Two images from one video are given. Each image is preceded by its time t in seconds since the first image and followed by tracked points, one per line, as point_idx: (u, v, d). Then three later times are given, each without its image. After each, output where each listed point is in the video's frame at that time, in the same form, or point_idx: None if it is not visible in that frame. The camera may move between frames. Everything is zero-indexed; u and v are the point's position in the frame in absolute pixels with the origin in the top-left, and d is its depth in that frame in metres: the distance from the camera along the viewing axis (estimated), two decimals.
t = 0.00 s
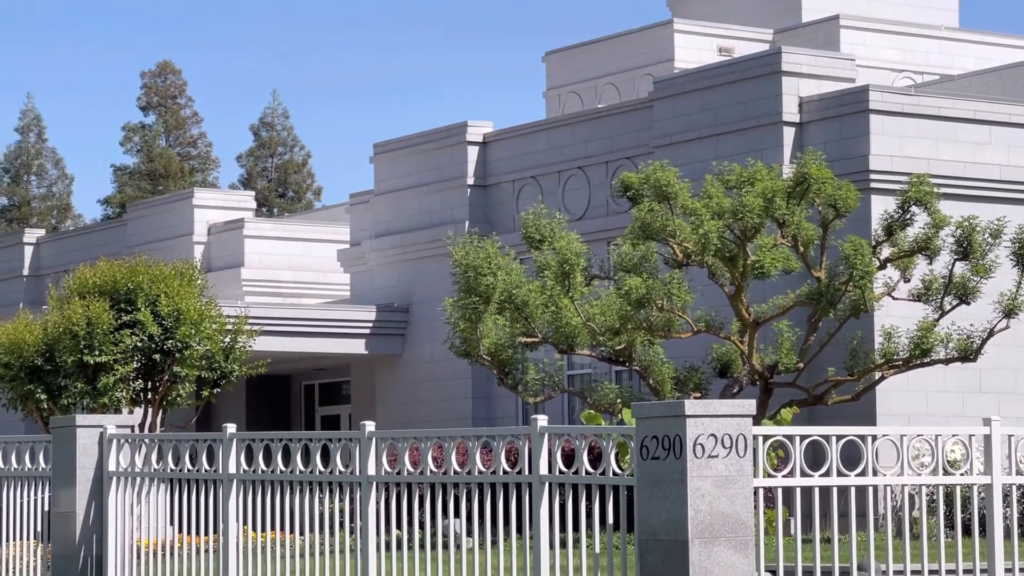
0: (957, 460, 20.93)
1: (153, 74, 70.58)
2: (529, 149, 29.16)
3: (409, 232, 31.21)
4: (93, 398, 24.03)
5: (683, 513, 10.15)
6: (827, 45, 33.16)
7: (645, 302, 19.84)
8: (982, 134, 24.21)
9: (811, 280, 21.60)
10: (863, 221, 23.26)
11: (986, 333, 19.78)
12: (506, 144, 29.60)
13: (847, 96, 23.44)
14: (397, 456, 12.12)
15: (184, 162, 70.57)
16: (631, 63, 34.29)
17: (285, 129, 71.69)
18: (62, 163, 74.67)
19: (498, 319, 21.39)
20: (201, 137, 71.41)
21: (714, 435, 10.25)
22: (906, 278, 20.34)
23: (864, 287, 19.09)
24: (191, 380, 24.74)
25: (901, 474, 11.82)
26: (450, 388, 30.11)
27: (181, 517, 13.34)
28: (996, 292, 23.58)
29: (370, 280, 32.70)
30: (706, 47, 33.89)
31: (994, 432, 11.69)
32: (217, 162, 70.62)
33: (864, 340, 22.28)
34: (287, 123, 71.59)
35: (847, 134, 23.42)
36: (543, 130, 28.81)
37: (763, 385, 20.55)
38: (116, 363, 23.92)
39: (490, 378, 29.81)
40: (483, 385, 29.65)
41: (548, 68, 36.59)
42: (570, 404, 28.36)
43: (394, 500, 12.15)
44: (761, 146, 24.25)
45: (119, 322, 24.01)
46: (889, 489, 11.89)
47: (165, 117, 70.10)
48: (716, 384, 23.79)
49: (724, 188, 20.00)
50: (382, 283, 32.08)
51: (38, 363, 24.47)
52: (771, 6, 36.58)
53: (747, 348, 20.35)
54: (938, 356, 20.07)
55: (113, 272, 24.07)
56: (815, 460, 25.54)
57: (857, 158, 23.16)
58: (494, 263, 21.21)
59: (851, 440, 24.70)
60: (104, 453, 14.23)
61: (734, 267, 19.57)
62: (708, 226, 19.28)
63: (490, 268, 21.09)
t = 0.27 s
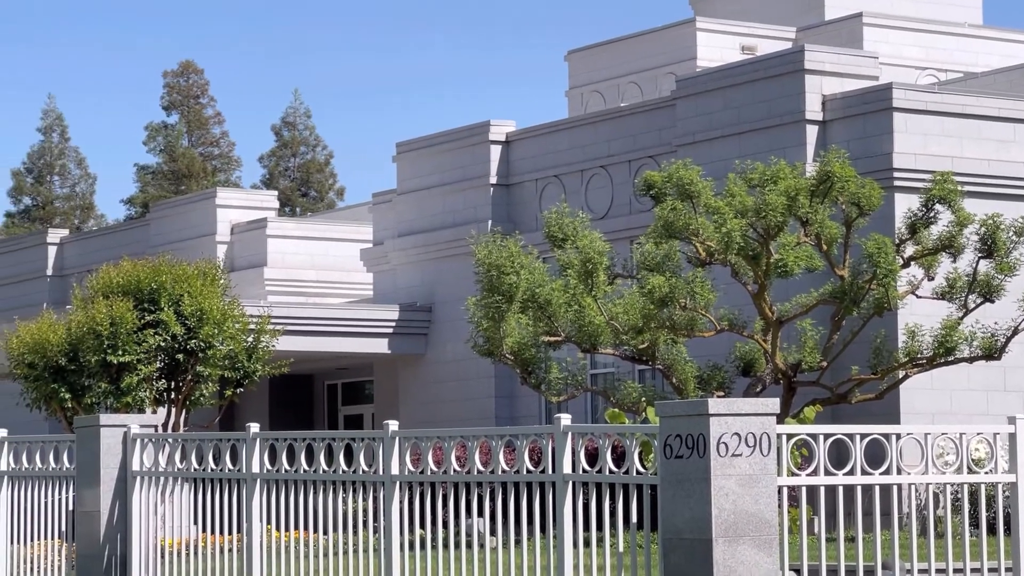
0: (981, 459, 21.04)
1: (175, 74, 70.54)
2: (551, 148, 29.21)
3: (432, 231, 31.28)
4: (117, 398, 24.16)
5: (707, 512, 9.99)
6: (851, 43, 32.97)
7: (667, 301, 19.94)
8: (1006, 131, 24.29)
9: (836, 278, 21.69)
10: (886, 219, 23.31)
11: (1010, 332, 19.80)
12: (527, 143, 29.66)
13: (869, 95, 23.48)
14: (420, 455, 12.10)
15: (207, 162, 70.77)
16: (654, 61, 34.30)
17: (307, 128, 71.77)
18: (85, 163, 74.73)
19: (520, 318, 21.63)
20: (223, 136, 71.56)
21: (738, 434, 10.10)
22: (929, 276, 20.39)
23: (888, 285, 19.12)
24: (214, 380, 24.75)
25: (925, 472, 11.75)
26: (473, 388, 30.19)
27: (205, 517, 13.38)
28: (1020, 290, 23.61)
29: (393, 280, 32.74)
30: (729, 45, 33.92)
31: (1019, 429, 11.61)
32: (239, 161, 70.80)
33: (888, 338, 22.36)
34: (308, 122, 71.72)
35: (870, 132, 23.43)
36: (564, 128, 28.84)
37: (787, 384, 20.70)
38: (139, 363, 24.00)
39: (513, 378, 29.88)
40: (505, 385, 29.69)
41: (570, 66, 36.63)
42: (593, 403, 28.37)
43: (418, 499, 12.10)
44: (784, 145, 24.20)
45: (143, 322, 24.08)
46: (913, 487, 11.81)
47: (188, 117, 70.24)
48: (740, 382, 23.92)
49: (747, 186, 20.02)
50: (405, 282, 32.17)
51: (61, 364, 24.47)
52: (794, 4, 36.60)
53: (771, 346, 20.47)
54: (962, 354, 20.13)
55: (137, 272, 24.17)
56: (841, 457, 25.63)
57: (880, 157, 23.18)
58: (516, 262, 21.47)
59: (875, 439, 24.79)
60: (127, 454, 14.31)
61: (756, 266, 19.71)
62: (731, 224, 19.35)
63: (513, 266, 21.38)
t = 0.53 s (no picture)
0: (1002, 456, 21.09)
1: (195, 73, 70.60)
2: (571, 147, 29.22)
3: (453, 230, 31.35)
4: (139, 397, 24.08)
5: (728, 510, 9.94)
6: (871, 40, 33.00)
7: (689, 298, 20.06)
8: None
9: (856, 277, 21.70)
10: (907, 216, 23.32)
11: None
12: (547, 141, 29.72)
13: (888, 92, 23.49)
14: (442, 454, 12.09)
15: (227, 162, 70.89)
16: (674, 60, 34.33)
17: (327, 127, 71.83)
18: (106, 161, 74.80)
19: (541, 316, 21.56)
20: (243, 135, 71.65)
21: (759, 432, 10.03)
22: (950, 274, 20.42)
23: (909, 282, 19.03)
24: (235, 380, 24.76)
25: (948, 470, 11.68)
26: (493, 387, 30.23)
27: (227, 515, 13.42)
28: None
29: (413, 278, 32.78)
30: (749, 43, 33.93)
31: None
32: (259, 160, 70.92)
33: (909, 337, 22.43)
34: (328, 121, 71.79)
35: (892, 129, 23.45)
36: (585, 127, 28.88)
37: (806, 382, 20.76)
38: (160, 361, 24.00)
39: (534, 376, 29.79)
40: (526, 383, 29.68)
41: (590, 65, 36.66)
42: (615, 401, 28.29)
43: (440, 498, 12.08)
44: (805, 143, 24.20)
45: (164, 321, 24.13)
46: (936, 485, 11.73)
47: (208, 116, 70.35)
48: (762, 383, 23.89)
49: (768, 184, 20.07)
50: (426, 281, 32.22)
51: (84, 363, 24.58)
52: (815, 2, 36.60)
53: (792, 345, 20.43)
54: (983, 352, 20.12)
55: (158, 271, 24.25)
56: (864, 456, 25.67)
57: (902, 154, 23.19)
58: (537, 261, 21.32)
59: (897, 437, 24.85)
60: (149, 452, 14.37)
61: (778, 263, 19.78)
62: (752, 222, 19.37)
63: (534, 265, 21.23)
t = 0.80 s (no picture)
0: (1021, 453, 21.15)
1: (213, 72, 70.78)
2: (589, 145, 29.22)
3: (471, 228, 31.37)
4: (157, 396, 24.19)
5: (748, 508, 9.92)
6: (889, 38, 32.95)
7: (706, 297, 20.02)
8: None
9: (875, 273, 21.74)
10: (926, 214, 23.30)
11: None
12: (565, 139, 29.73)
13: (907, 90, 23.46)
14: (460, 452, 12.08)
15: (245, 161, 70.96)
16: (692, 58, 34.31)
17: (345, 126, 71.87)
18: (125, 161, 74.90)
19: (560, 315, 21.66)
20: (261, 135, 71.72)
21: (778, 430, 10.00)
22: (969, 272, 20.40)
23: (928, 280, 19.01)
24: (254, 378, 24.80)
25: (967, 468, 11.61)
26: (512, 385, 30.24)
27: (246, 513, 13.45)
28: None
29: (432, 277, 32.81)
30: (767, 41, 33.89)
31: None
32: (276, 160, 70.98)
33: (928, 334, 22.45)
34: (345, 120, 71.82)
35: (911, 126, 23.41)
36: (602, 125, 28.89)
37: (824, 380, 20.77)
38: (179, 361, 24.08)
39: (552, 374, 29.86)
40: (544, 381, 29.69)
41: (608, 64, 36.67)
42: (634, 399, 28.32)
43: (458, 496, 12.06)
44: (824, 140, 24.15)
45: (182, 320, 24.16)
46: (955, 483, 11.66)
47: (226, 116, 70.44)
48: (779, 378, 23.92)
49: (786, 182, 20.06)
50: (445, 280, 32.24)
51: (103, 361, 24.57)
52: None
53: (811, 342, 20.40)
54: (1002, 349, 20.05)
55: (177, 270, 24.30)
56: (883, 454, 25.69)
57: (921, 152, 23.17)
58: (554, 259, 21.48)
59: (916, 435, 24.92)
60: (168, 450, 14.41)
61: (796, 261, 19.73)
62: (770, 220, 19.31)
63: (552, 264, 21.39)
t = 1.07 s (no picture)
0: None
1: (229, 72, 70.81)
2: (604, 144, 29.21)
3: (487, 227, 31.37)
4: (173, 395, 24.26)
5: (765, 507, 9.88)
6: (905, 35, 32.90)
7: (724, 294, 19.94)
8: None
9: (893, 271, 21.77)
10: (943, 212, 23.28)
11: None
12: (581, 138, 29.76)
13: (924, 88, 23.44)
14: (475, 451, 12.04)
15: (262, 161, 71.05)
16: (708, 56, 34.30)
17: (360, 125, 71.93)
18: (141, 161, 75.03)
19: (577, 314, 21.72)
20: (277, 135, 71.81)
21: (795, 429, 9.97)
22: (986, 270, 20.41)
23: (945, 279, 19.06)
24: (270, 377, 24.83)
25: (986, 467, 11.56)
26: (528, 384, 30.22)
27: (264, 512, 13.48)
28: None
29: (449, 276, 32.83)
30: (783, 39, 33.85)
31: None
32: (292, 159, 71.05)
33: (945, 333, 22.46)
34: (362, 119, 71.86)
35: (928, 123, 23.38)
36: (617, 124, 28.91)
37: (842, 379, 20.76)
38: (196, 360, 24.14)
39: (568, 373, 29.80)
40: (561, 380, 29.67)
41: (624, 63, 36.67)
42: (651, 398, 28.28)
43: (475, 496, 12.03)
44: (841, 139, 24.14)
45: (199, 320, 24.20)
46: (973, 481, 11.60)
47: (243, 116, 70.54)
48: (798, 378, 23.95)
49: (803, 180, 20.08)
50: (462, 279, 32.24)
51: (120, 361, 24.64)
52: None
53: (828, 341, 20.36)
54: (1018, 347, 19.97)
55: (193, 270, 24.36)
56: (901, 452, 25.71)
57: (938, 150, 23.15)
58: (572, 257, 21.56)
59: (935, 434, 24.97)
60: (186, 450, 14.45)
61: (812, 261, 19.71)
62: (787, 219, 19.33)
63: (568, 262, 21.50)
